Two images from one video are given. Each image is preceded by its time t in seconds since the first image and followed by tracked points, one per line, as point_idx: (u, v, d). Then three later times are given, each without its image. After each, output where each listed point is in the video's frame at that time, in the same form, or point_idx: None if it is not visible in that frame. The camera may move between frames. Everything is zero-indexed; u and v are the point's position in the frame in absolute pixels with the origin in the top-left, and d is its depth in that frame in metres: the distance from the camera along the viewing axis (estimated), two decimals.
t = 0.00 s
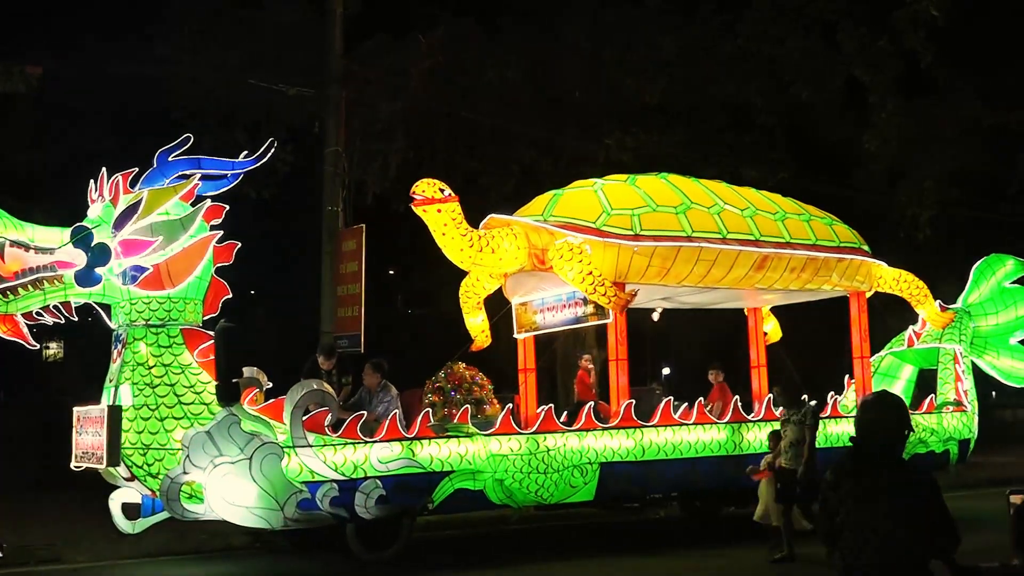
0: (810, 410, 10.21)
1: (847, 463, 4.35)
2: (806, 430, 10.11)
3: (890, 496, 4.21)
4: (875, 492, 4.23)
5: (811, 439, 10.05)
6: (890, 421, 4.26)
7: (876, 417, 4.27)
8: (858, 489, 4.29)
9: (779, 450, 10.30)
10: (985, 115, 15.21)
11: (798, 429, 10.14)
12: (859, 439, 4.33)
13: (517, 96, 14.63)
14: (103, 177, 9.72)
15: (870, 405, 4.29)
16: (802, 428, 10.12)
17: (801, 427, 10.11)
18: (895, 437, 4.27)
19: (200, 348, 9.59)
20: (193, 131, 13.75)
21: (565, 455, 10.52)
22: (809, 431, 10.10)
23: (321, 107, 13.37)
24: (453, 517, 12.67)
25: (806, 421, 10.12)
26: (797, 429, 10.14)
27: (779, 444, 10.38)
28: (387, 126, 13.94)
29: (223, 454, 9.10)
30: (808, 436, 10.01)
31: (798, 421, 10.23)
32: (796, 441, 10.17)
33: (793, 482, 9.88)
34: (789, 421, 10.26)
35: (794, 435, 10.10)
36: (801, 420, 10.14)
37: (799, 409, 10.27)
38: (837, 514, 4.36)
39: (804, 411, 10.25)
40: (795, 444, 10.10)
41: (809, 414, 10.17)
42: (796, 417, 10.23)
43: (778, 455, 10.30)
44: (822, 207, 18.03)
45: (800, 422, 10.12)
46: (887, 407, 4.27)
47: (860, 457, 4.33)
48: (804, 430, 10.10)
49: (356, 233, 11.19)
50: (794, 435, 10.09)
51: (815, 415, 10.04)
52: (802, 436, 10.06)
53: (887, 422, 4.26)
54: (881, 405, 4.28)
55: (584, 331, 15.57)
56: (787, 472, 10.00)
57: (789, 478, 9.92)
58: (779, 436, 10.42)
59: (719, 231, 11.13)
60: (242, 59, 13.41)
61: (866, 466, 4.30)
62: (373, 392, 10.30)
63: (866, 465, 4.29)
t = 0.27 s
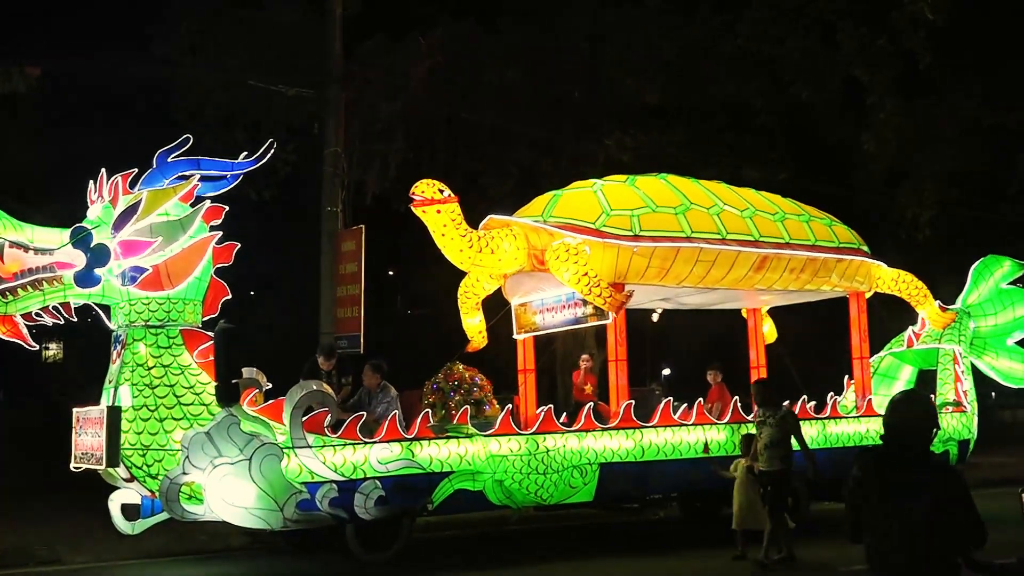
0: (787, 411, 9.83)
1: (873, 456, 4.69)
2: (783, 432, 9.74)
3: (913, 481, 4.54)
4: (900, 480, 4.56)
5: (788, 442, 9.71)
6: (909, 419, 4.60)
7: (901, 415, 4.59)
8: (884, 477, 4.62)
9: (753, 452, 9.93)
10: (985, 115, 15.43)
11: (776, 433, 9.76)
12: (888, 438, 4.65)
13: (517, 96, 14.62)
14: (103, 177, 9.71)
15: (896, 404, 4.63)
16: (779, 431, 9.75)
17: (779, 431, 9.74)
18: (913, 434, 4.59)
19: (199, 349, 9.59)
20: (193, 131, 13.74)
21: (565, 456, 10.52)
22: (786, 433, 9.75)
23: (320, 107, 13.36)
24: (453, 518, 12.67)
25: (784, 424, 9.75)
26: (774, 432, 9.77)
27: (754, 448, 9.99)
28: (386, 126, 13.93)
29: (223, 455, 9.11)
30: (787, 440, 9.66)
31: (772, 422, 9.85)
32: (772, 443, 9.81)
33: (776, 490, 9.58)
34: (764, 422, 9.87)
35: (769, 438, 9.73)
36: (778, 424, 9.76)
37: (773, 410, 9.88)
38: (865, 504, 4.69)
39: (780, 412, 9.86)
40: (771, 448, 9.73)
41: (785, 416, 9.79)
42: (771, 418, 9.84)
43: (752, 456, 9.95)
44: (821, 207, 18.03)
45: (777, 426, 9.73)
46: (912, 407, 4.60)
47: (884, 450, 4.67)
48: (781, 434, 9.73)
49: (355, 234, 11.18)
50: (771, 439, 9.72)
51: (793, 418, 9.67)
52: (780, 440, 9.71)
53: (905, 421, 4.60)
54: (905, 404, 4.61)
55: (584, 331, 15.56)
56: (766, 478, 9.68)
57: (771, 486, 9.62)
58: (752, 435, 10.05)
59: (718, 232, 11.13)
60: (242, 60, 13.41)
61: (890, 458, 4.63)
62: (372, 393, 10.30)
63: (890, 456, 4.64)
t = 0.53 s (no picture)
0: (764, 413, 9.40)
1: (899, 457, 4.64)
2: (759, 434, 9.33)
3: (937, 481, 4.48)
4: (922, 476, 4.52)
5: (763, 445, 9.29)
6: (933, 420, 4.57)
7: (924, 414, 4.56)
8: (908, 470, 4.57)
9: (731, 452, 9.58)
10: (986, 115, 15.56)
11: (751, 435, 9.35)
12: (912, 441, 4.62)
13: (516, 97, 14.61)
14: (102, 177, 9.70)
15: (918, 402, 4.60)
16: (755, 433, 9.34)
17: (754, 432, 9.33)
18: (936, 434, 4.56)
19: (198, 350, 9.60)
20: (192, 132, 13.72)
21: (564, 456, 10.52)
22: (762, 436, 9.32)
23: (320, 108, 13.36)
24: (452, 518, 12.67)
25: (759, 426, 9.32)
26: (750, 434, 9.37)
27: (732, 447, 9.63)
28: (385, 127, 13.92)
29: (222, 455, 9.10)
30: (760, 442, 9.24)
31: (750, 423, 9.44)
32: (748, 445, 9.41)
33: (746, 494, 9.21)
34: (742, 423, 9.48)
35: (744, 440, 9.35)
36: (754, 425, 9.35)
37: (751, 410, 9.47)
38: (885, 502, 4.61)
39: (757, 414, 9.43)
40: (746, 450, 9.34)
41: (762, 418, 9.37)
42: (748, 419, 9.44)
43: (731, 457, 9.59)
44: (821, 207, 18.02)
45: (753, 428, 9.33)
46: (935, 405, 4.57)
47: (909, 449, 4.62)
48: (757, 436, 9.32)
49: (354, 235, 11.18)
50: (746, 441, 9.33)
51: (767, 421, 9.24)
52: (755, 442, 9.30)
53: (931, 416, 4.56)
54: (927, 402, 4.58)
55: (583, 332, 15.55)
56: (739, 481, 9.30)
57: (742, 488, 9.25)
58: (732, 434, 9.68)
59: (717, 233, 11.13)
60: (241, 60, 13.39)
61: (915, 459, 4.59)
62: (371, 394, 10.31)
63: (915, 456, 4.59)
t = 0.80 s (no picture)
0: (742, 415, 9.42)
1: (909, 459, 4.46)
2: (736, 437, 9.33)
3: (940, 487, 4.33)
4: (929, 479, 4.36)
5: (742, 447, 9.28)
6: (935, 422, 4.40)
7: (931, 414, 4.38)
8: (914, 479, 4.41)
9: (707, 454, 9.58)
10: (983, 116, 15.44)
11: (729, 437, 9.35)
12: (916, 442, 4.46)
13: (515, 98, 14.60)
14: (101, 178, 9.69)
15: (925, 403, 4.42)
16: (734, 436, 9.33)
17: (731, 435, 9.33)
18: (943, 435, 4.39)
19: (197, 351, 9.62)
20: (191, 132, 13.71)
21: (563, 457, 10.52)
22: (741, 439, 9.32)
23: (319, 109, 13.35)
24: (451, 520, 12.68)
25: (737, 429, 9.35)
26: (727, 437, 9.37)
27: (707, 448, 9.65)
28: (384, 127, 13.92)
29: (220, 456, 9.10)
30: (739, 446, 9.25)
31: (728, 425, 9.46)
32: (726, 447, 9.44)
33: (727, 497, 9.24)
34: (720, 425, 9.48)
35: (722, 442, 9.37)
36: (732, 427, 9.36)
37: (729, 412, 9.47)
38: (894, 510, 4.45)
39: (735, 415, 9.44)
40: (724, 452, 9.35)
41: (740, 420, 9.38)
42: (727, 421, 9.44)
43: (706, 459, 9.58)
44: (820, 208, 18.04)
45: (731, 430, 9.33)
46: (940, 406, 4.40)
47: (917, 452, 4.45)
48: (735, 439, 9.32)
49: (353, 235, 11.18)
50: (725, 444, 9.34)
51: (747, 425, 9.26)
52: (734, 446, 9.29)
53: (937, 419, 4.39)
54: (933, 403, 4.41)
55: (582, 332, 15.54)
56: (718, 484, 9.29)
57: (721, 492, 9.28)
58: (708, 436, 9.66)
59: (717, 234, 11.13)
60: (240, 61, 13.38)
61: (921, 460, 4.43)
62: (371, 394, 10.31)
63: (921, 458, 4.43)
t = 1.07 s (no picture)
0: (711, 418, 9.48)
1: (919, 459, 4.67)
2: (704, 439, 9.39)
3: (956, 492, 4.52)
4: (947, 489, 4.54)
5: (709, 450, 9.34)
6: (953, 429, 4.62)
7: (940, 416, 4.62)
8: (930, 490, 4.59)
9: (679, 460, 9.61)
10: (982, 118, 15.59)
11: (697, 440, 9.43)
12: (925, 442, 4.68)
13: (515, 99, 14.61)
14: (102, 176, 9.71)
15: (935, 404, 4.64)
16: (701, 438, 9.40)
17: (699, 438, 9.40)
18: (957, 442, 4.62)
19: (197, 350, 9.63)
20: (191, 132, 13.69)
21: (562, 458, 10.52)
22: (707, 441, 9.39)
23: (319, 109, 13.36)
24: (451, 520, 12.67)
25: (705, 431, 9.39)
26: (695, 440, 9.43)
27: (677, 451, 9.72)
28: (385, 127, 13.92)
29: (220, 455, 9.10)
30: (705, 447, 9.32)
31: (697, 428, 9.50)
32: (695, 451, 9.47)
33: (692, 499, 9.17)
34: (689, 428, 9.54)
35: (692, 446, 9.43)
36: (700, 429, 9.42)
37: (698, 415, 9.55)
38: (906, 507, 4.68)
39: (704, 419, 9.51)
40: (692, 455, 9.40)
41: (709, 422, 9.45)
42: (695, 424, 9.50)
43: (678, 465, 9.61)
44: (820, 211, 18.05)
45: (698, 432, 9.40)
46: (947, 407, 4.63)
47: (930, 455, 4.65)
48: (702, 441, 9.38)
49: (354, 235, 11.19)
50: (692, 447, 9.41)
51: (713, 426, 9.32)
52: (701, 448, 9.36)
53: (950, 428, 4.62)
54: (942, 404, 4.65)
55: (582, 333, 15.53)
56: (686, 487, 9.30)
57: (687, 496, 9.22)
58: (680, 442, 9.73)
59: (717, 236, 11.14)
60: (241, 61, 13.39)
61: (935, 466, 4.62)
62: (370, 394, 10.31)
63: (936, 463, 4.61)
